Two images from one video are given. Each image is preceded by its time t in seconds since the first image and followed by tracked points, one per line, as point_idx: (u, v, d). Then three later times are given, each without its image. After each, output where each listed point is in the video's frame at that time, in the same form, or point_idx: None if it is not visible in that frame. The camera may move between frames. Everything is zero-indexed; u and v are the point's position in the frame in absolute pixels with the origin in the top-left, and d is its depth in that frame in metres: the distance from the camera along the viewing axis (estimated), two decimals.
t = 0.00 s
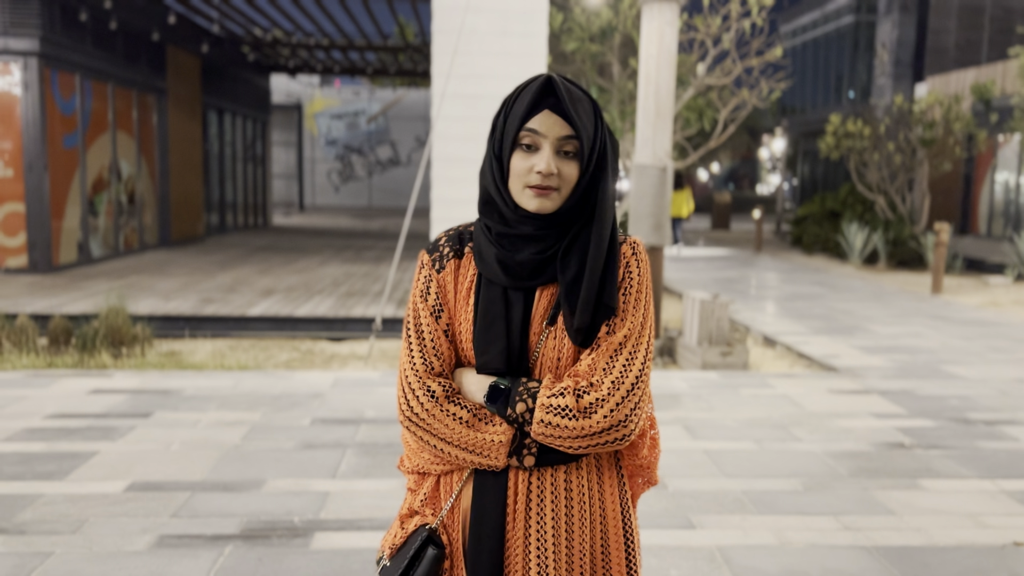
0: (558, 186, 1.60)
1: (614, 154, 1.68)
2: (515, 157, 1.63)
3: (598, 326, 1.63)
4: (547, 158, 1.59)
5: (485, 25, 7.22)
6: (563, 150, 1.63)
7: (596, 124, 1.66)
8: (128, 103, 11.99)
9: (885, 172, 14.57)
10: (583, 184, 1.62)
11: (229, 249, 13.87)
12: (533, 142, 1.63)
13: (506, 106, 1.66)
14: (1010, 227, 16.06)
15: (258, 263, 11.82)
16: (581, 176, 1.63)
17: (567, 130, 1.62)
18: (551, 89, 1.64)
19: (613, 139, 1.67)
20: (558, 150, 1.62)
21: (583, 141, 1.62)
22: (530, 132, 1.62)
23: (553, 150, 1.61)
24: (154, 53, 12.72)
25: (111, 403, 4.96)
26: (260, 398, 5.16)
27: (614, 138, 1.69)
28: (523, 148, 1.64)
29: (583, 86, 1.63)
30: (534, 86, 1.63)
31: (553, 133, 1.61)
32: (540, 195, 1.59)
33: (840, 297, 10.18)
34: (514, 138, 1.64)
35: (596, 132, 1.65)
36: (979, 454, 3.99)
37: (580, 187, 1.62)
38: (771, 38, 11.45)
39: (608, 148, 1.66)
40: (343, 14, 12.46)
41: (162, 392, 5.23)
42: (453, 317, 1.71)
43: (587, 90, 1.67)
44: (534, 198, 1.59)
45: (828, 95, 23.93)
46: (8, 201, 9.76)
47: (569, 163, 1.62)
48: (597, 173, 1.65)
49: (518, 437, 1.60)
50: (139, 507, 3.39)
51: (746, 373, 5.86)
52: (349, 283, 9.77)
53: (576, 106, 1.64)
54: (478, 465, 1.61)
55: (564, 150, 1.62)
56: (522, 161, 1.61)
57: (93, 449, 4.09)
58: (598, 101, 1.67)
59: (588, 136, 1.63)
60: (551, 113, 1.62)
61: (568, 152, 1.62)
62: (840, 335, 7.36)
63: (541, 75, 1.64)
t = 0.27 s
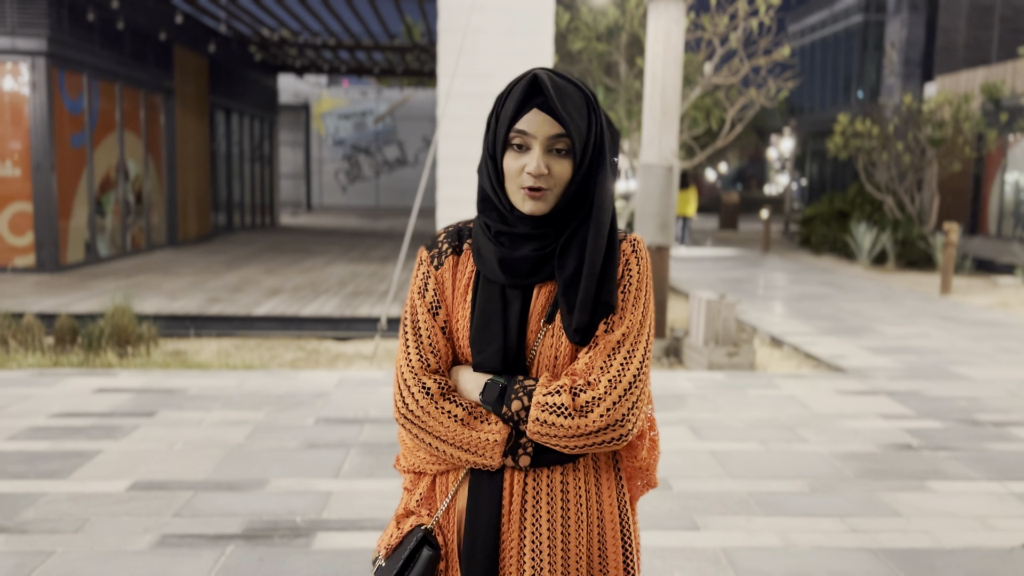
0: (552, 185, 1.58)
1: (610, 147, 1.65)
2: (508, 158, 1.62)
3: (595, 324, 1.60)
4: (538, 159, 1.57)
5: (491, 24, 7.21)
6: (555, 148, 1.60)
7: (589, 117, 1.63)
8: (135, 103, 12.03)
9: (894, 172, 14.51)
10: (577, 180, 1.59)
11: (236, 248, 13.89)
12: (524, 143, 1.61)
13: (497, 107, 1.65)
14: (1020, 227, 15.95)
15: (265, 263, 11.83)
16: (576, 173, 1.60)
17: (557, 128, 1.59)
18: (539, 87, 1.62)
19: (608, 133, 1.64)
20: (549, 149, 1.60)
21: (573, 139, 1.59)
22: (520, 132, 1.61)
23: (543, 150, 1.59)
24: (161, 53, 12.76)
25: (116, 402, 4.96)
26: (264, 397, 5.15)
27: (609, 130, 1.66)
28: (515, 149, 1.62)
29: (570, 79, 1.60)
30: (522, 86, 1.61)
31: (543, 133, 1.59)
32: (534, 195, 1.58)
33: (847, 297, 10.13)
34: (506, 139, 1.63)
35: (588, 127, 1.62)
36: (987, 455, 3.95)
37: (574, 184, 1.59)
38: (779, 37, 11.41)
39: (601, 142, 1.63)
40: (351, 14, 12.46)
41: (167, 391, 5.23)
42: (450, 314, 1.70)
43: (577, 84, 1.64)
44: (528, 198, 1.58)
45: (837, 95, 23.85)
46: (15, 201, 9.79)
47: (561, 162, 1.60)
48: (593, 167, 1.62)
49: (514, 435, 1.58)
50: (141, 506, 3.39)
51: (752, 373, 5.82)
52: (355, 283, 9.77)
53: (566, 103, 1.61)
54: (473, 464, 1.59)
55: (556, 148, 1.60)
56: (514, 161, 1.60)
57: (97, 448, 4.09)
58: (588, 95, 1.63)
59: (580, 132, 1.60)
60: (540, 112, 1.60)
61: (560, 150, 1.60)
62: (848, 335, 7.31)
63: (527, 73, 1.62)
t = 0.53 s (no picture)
0: (550, 185, 1.56)
1: (611, 144, 1.62)
2: (505, 156, 1.60)
3: (592, 322, 1.58)
4: (534, 158, 1.55)
5: (497, 23, 7.19)
6: (552, 147, 1.58)
7: (587, 114, 1.60)
8: (142, 103, 12.05)
9: (902, 172, 14.44)
10: (574, 178, 1.57)
11: (242, 248, 13.91)
12: (521, 142, 1.59)
13: (494, 105, 1.62)
14: None
15: (270, 262, 11.84)
16: (575, 171, 1.58)
17: (553, 127, 1.57)
18: (536, 84, 1.59)
19: (608, 129, 1.61)
20: (547, 148, 1.57)
21: (571, 138, 1.56)
22: (517, 132, 1.59)
23: (540, 149, 1.56)
24: (167, 52, 12.78)
25: (120, 401, 4.96)
26: (268, 396, 5.14)
27: (609, 126, 1.63)
28: (512, 147, 1.60)
29: (567, 76, 1.57)
30: (518, 84, 1.58)
31: (539, 133, 1.56)
32: (532, 194, 1.56)
33: (855, 297, 10.09)
34: (504, 137, 1.61)
35: (587, 125, 1.59)
36: (995, 457, 3.91)
37: (573, 184, 1.57)
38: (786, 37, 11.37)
39: (601, 139, 1.60)
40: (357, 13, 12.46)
41: (171, 390, 5.23)
42: (447, 312, 1.68)
43: (576, 80, 1.60)
44: (527, 198, 1.56)
45: (844, 94, 23.77)
46: (22, 199, 9.81)
47: (558, 160, 1.57)
48: (592, 165, 1.60)
49: (509, 435, 1.56)
50: (142, 505, 3.38)
51: (758, 374, 5.79)
52: (361, 282, 9.77)
53: (563, 100, 1.58)
54: (468, 463, 1.58)
55: (553, 147, 1.58)
56: (512, 160, 1.58)
57: (100, 447, 4.09)
58: (588, 92, 1.60)
59: (579, 129, 1.57)
60: (537, 111, 1.57)
61: (557, 148, 1.57)
62: (855, 336, 7.27)
63: (525, 70, 1.60)
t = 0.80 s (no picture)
0: (546, 182, 1.54)
1: (609, 140, 1.59)
2: (501, 154, 1.58)
3: (593, 322, 1.56)
4: (529, 156, 1.53)
5: (499, 22, 7.16)
6: (549, 145, 1.56)
7: (584, 110, 1.57)
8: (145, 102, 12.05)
9: (906, 171, 14.38)
10: (572, 175, 1.55)
11: (245, 247, 13.91)
12: (517, 139, 1.57)
13: (491, 101, 1.60)
14: None
15: (273, 262, 11.84)
16: (572, 168, 1.56)
17: (549, 124, 1.54)
18: (530, 81, 1.56)
19: (606, 126, 1.58)
20: (543, 145, 1.55)
21: (568, 135, 1.54)
22: (513, 129, 1.56)
23: (536, 147, 1.54)
24: (170, 51, 12.77)
25: (121, 400, 4.95)
26: (269, 396, 5.13)
27: (608, 123, 1.60)
28: (509, 145, 1.58)
29: (563, 71, 1.54)
30: (513, 81, 1.56)
31: (535, 129, 1.54)
32: (527, 192, 1.54)
33: (859, 297, 10.05)
34: (501, 134, 1.59)
35: (584, 121, 1.57)
36: (999, 457, 3.89)
37: (570, 180, 1.55)
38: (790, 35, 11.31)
39: (599, 136, 1.58)
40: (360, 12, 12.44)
41: (172, 390, 5.22)
42: (446, 310, 1.67)
43: (573, 76, 1.57)
44: (523, 195, 1.54)
45: (849, 93, 23.68)
46: (25, 199, 9.82)
47: (555, 157, 1.55)
48: (590, 162, 1.57)
49: (508, 435, 1.54)
50: (142, 505, 3.37)
51: (761, 373, 5.77)
52: (363, 282, 9.76)
53: (560, 97, 1.55)
54: (467, 464, 1.56)
55: (549, 144, 1.55)
56: (508, 158, 1.56)
57: (100, 446, 4.08)
58: (585, 88, 1.57)
59: (575, 125, 1.55)
60: (532, 107, 1.55)
61: (554, 146, 1.55)
62: (858, 335, 7.23)
63: (521, 66, 1.57)
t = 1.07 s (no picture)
0: (548, 176, 1.52)
1: (611, 135, 1.57)
2: (502, 149, 1.56)
3: (596, 318, 1.54)
4: (531, 151, 1.51)
5: (498, 21, 7.15)
6: (550, 140, 1.54)
7: (586, 104, 1.55)
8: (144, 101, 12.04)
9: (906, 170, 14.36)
10: (574, 170, 1.53)
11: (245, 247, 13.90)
12: (519, 134, 1.55)
13: (492, 96, 1.58)
14: None
15: (273, 261, 11.83)
16: (574, 163, 1.54)
17: (551, 119, 1.52)
18: (532, 75, 1.55)
19: (608, 120, 1.56)
20: (544, 140, 1.53)
21: (570, 129, 1.52)
22: (514, 123, 1.55)
23: (537, 141, 1.52)
24: (170, 51, 12.76)
25: (119, 399, 4.94)
26: (268, 395, 5.12)
27: (610, 117, 1.58)
28: (510, 140, 1.56)
29: (564, 65, 1.52)
30: (514, 76, 1.54)
31: (536, 124, 1.52)
32: (529, 188, 1.52)
33: (859, 296, 10.03)
34: (502, 129, 1.57)
35: (586, 115, 1.55)
36: (1000, 457, 3.87)
37: (572, 175, 1.53)
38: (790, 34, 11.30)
39: (601, 130, 1.56)
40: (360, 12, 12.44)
41: (170, 389, 5.20)
42: (447, 307, 1.65)
43: (574, 69, 1.55)
44: (524, 190, 1.53)
45: (849, 93, 23.67)
46: (24, 198, 9.81)
47: (556, 152, 1.53)
48: (593, 156, 1.55)
49: (510, 433, 1.52)
50: (140, 505, 3.35)
51: (761, 373, 5.75)
52: (363, 281, 9.75)
53: (562, 91, 1.53)
54: (469, 462, 1.54)
55: (551, 139, 1.54)
56: (509, 153, 1.54)
57: (97, 446, 4.07)
58: (587, 82, 1.55)
59: (577, 119, 1.53)
60: (534, 102, 1.53)
61: (556, 141, 1.53)
62: (859, 335, 7.22)
63: (521, 60, 1.55)
